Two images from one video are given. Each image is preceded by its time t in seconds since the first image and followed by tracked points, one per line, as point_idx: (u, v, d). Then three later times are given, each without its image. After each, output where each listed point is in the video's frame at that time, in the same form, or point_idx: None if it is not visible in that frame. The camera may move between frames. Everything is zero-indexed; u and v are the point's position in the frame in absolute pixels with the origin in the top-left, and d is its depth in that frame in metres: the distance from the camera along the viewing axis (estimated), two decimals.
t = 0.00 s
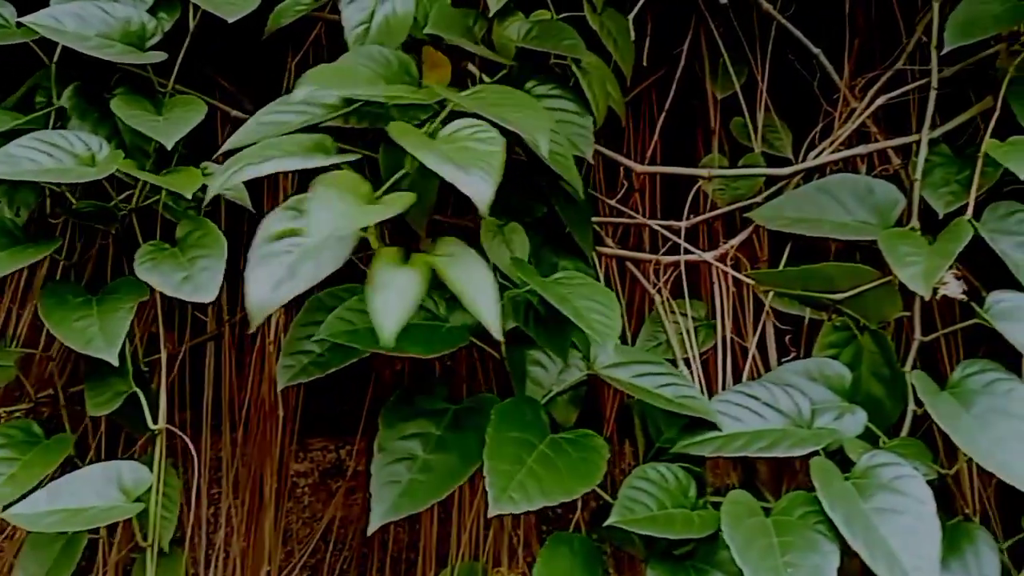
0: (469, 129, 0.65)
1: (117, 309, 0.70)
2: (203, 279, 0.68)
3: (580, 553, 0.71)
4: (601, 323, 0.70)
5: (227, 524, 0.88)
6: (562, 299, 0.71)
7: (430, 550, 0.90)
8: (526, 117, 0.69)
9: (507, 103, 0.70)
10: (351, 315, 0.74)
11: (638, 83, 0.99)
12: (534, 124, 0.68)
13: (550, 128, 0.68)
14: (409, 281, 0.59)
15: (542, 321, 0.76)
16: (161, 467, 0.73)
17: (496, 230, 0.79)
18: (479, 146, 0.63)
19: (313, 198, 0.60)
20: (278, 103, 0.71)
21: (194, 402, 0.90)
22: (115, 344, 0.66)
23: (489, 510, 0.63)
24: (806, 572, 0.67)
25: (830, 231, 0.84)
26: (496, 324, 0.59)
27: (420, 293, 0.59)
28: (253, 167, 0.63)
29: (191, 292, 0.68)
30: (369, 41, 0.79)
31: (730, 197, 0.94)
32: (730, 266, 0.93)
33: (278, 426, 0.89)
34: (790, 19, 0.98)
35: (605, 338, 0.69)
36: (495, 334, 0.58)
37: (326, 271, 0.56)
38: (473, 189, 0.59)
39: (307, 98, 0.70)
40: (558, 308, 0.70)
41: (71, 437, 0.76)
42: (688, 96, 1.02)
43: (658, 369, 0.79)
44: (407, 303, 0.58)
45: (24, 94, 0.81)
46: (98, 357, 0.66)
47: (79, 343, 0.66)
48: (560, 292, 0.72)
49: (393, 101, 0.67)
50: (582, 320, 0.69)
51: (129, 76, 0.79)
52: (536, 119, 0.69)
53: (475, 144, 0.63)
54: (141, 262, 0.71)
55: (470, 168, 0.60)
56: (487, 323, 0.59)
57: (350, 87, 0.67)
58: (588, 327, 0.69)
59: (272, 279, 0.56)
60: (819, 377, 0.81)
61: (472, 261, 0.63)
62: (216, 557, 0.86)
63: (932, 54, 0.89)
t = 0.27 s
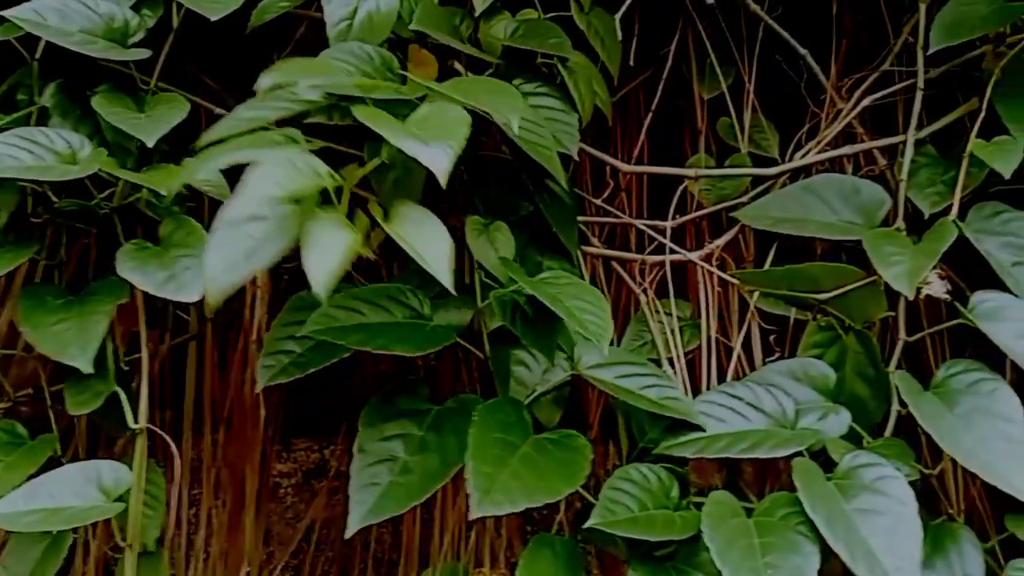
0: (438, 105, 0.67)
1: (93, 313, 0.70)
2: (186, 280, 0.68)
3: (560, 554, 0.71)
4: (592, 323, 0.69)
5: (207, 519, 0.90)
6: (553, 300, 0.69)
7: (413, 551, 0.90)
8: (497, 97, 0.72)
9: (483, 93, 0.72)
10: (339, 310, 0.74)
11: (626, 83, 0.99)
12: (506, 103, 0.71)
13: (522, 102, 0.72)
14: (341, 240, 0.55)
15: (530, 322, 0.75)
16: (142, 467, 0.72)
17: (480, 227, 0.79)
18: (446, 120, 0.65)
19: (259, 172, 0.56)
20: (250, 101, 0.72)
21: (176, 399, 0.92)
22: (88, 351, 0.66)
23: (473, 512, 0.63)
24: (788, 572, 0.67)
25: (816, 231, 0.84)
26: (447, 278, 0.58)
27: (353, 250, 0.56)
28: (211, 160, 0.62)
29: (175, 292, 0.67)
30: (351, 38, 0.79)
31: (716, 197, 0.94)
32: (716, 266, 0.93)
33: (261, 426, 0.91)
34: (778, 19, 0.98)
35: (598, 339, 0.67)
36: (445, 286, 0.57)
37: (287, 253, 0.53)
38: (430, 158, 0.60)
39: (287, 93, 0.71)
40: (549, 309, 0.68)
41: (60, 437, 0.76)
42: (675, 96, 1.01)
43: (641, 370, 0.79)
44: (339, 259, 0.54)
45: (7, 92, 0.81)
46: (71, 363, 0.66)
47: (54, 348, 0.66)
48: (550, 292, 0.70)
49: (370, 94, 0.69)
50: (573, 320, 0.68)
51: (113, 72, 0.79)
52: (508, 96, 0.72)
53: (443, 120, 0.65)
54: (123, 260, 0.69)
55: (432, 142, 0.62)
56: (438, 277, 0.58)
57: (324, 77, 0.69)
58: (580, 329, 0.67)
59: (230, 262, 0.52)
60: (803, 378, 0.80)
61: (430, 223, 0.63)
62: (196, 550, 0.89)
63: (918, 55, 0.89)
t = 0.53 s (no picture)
0: (429, 93, 0.69)
1: (79, 312, 0.70)
2: (166, 278, 0.69)
3: (544, 554, 0.71)
4: (570, 322, 0.71)
5: (194, 519, 0.90)
6: (533, 301, 0.71)
7: (400, 551, 0.90)
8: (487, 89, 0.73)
9: (472, 84, 0.73)
10: (317, 315, 0.74)
11: (616, 82, 0.98)
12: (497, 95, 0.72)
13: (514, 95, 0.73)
14: (323, 214, 0.61)
15: (513, 322, 0.76)
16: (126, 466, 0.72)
17: (466, 227, 0.79)
18: (436, 105, 0.68)
19: (242, 149, 0.62)
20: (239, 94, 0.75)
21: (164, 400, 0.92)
22: (74, 351, 0.66)
23: (454, 515, 0.63)
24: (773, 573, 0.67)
25: (804, 231, 0.84)
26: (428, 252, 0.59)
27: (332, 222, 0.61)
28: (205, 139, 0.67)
29: (157, 291, 0.68)
30: (339, 33, 0.79)
31: (705, 197, 0.94)
32: (705, 265, 0.93)
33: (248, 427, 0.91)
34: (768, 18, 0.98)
35: (576, 339, 0.69)
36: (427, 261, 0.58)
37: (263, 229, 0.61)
38: (421, 139, 0.64)
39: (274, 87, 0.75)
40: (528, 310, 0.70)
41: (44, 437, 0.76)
42: (665, 95, 1.01)
43: (629, 369, 0.79)
44: (317, 232, 0.60)
45: None
46: (57, 365, 0.66)
47: (38, 348, 0.66)
48: (529, 292, 0.72)
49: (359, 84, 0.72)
50: (552, 321, 0.69)
51: (98, 71, 0.79)
52: (500, 90, 0.73)
53: (433, 105, 0.68)
54: (105, 259, 0.70)
55: (424, 125, 0.65)
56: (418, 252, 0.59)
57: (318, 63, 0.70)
58: (558, 329, 0.69)
59: (214, 234, 0.60)
60: (791, 377, 0.80)
61: (416, 199, 0.63)
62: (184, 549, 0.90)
63: (907, 55, 0.89)
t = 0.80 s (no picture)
0: (432, 97, 0.68)
1: (56, 309, 0.69)
2: (142, 272, 0.68)
3: (524, 555, 0.71)
4: (553, 322, 0.70)
5: (175, 519, 0.90)
6: (515, 300, 0.70)
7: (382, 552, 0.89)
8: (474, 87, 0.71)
9: (465, 84, 0.71)
10: (300, 314, 0.73)
11: (601, 81, 0.98)
12: (488, 93, 0.71)
13: (507, 95, 0.71)
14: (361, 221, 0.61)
15: (496, 322, 0.75)
16: (100, 463, 0.74)
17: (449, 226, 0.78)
18: (438, 109, 0.66)
19: (260, 148, 0.62)
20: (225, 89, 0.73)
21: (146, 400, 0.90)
22: (48, 346, 0.66)
23: (434, 519, 0.63)
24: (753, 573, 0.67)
25: (787, 231, 0.83)
26: (457, 264, 0.61)
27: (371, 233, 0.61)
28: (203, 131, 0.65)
29: (131, 286, 0.67)
30: (323, 31, 0.77)
31: (689, 196, 0.93)
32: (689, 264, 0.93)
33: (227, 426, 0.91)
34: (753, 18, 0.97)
35: (560, 339, 0.68)
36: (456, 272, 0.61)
37: (277, 229, 0.61)
38: (431, 142, 0.62)
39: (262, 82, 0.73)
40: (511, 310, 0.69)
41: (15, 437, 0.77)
42: (651, 94, 1.01)
43: (611, 369, 0.79)
44: (364, 239, 0.60)
45: None
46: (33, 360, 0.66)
47: (13, 343, 0.65)
48: (512, 292, 0.71)
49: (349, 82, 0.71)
50: (534, 320, 0.69)
51: (77, 67, 0.78)
52: (489, 86, 0.72)
53: (433, 108, 0.66)
54: (82, 254, 0.70)
55: (429, 127, 0.63)
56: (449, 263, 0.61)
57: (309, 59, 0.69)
58: (541, 329, 0.68)
59: (224, 236, 0.60)
60: (773, 377, 0.80)
61: (434, 214, 0.65)
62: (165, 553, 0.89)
63: (892, 54, 0.89)
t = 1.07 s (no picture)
0: (428, 107, 0.65)
1: (32, 306, 0.68)
2: (123, 272, 0.67)
3: (504, 553, 0.70)
4: (535, 320, 0.69)
5: (153, 520, 0.90)
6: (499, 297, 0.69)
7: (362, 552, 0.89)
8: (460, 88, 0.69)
9: (456, 91, 0.68)
10: (279, 314, 0.72)
11: (586, 80, 0.98)
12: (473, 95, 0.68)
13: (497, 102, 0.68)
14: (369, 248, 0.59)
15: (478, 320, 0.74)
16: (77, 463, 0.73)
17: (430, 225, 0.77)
18: (433, 123, 0.63)
19: (260, 158, 0.58)
20: (210, 76, 0.71)
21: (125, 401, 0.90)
22: (26, 343, 0.65)
23: (415, 514, 0.62)
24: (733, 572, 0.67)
25: (770, 230, 0.83)
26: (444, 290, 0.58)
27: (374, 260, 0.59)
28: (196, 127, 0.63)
29: (111, 285, 0.66)
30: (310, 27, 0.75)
31: (673, 195, 0.93)
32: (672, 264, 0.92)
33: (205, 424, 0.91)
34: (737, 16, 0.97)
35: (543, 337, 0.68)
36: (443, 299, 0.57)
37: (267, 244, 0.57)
38: (437, 166, 0.59)
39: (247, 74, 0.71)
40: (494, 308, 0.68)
41: None
42: (635, 93, 1.00)
43: (592, 369, 0.78)
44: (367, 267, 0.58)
45: None
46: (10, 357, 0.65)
47: None
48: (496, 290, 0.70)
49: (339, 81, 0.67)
50: (518, 318, 0.68)
51: (56, 62, 0.78)
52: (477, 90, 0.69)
53: (426, 122, 0.63)
54: (60, 253, 0.69)
55: (427, 143, 0.60)
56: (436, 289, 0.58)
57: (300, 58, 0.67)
58: (524, 326, 0.67)
59: (212, 245, 0.56)
60: (756, 377, 0.80)
61: (427, 237, 0.62)
62: (142, 552, 0.89)
63: (875, 54, 0.89)
